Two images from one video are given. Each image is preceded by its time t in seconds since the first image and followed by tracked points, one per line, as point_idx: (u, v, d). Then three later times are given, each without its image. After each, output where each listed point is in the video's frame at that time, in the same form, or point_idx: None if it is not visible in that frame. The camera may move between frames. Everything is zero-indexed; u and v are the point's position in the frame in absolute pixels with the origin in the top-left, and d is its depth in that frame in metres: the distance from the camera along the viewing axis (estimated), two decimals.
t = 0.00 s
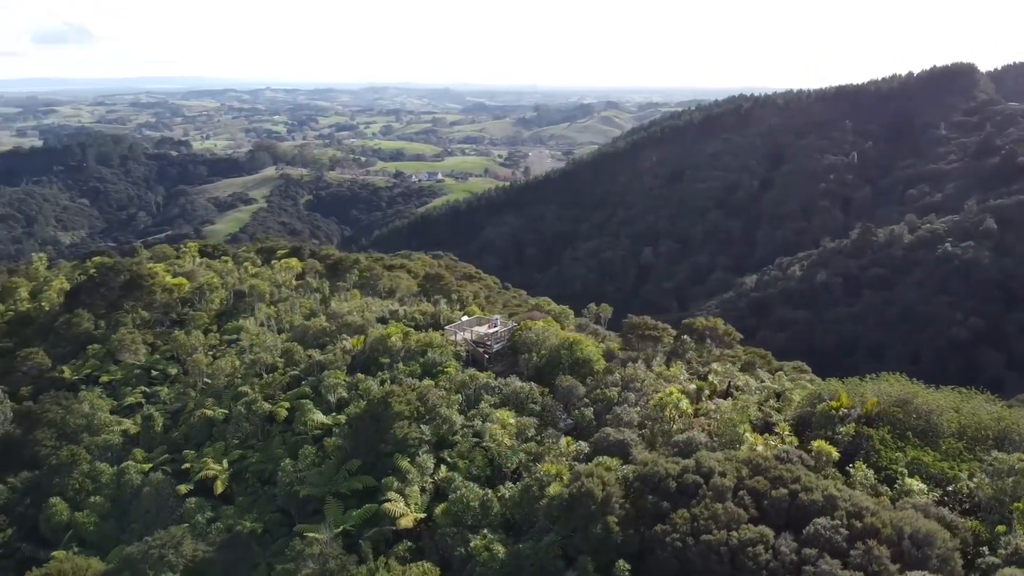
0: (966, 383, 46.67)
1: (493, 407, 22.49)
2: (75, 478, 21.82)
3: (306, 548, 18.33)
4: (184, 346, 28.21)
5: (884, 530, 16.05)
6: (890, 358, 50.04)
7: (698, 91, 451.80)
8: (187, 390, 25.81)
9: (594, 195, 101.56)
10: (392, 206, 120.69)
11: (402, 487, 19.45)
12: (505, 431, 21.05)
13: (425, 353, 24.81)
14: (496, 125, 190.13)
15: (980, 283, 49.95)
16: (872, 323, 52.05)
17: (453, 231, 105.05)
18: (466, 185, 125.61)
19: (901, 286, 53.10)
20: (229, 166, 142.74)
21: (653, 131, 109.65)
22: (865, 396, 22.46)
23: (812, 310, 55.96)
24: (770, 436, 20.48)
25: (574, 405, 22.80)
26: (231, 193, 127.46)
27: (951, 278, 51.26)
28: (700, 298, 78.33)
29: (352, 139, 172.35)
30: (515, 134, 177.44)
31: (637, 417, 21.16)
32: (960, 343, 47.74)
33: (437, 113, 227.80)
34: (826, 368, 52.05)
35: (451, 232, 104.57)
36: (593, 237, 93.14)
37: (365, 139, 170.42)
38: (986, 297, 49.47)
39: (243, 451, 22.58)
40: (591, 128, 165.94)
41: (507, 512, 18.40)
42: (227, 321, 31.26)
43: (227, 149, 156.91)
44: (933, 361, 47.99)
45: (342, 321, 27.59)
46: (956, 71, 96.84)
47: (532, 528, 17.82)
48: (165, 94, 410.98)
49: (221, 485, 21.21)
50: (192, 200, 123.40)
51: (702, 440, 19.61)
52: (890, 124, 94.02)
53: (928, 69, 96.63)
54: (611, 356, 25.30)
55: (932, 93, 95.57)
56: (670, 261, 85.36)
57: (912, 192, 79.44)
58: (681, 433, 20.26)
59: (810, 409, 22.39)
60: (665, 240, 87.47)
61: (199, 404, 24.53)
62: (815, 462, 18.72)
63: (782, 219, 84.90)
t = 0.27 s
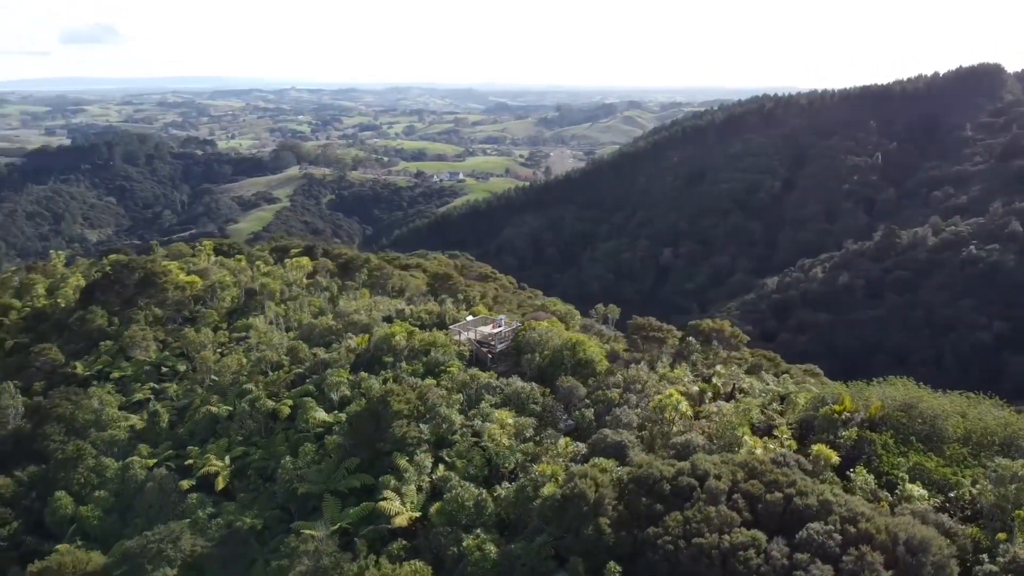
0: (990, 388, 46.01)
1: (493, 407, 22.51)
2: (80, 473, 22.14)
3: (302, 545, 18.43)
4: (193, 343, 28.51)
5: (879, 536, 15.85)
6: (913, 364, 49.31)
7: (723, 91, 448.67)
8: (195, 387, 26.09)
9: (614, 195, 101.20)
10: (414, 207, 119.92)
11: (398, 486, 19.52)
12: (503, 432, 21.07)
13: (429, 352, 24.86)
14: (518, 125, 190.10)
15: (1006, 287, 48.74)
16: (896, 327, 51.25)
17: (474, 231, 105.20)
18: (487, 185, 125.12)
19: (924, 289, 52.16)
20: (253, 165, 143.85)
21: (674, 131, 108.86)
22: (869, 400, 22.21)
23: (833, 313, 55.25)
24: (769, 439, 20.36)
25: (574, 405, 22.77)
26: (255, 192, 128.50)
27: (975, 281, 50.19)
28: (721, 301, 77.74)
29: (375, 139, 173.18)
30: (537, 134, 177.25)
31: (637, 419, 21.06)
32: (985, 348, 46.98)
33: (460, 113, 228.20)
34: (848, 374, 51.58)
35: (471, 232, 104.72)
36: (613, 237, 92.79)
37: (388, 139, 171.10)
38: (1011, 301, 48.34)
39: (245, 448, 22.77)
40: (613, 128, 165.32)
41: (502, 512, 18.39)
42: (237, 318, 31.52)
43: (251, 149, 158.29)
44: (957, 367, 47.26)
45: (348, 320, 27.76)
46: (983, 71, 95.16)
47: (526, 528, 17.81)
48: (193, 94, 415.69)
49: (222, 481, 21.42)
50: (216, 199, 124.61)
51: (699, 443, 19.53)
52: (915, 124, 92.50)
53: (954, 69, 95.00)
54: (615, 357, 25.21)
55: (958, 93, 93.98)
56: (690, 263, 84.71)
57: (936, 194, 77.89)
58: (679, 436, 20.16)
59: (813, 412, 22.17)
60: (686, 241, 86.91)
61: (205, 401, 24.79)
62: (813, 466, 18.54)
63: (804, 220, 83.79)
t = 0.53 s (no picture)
0: (1013, 392, 44.97)
1: (494, 407, 22.51)
2: (86, 467, 22.45)
3: (297, 542, 18.53)
4: (202, 340, 28.75)
5: (873, 541, 15.65)
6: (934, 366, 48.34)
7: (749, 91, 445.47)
8: (202, 383, 26.32)
9: (635, 195, 100.74)
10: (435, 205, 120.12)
11: (395, 484, 19.58)
12: (502, 431, 21.06)
13: (432, 351, 24.90)
14: (540, 125, 190.06)
15: None
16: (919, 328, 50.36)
17: (493, 230, 105.23)
18: (508, 185, 125.18)
19: (948, 292, 51.24)
20: (277, 164, 144.98)
21: (696, 132, 107.93)
22: (873, 404, 21.93)
23: (855, 315, 54.39)
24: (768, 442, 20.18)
25: (575, 406, 22.70)
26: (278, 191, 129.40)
27: (1000, 284, 49.20)
28: (742, 302, 76.89)
29: (398, 139, 173.91)
30: (559, 134, 177.04)
31: (636, 420, 20.95)
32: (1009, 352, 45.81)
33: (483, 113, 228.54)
34: (867, 377, 50.77)
35: (491, 232, 104.75)
36: (632, 237, 92.30)
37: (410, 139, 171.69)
38: None
39: (249, 445, 22.95)
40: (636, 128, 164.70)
41: (497, 512, 18.39)
42: (247, 316, 31.74)
43: (276, 148, 159.60)
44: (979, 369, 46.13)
45: (355, 318, 27.89)
46: (1011, 71, 93.38)
47: (520, 528, 17.78)
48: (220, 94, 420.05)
49: (224, 477, 21.61)
50: (240, 197, 125.73)
51: (697, 445, 19.42)
52: (941, 124, 90.74)
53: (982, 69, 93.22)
54: (619, 357, 25.09)
55: (986, 93, 92.20)
56: (711, 264, 83.95)
57: (961, 196, 76.35)
58: (677, 438, 20.04)
59: (816, 416, 21.92)
60: (707, 241, 86.15)
61: (210, 398, 25.00)
62: (811, 470, 18.35)
63: (827, 222, 82.51)
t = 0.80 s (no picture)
0: None
1: (494, 407, 22.53)
2: (92, 462, 22.78)
3: (294, 539, 18.65)
4: (211, 337, 29.01)
5: (867, 547, 15.46)
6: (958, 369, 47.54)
7: (775, 91, 441.96)
8: (209, 380, 26.55)
9: (655, 195, 100.11)
10: (456, 205, 120.23)
11: (392, 483, 19.66)
12: (500, 431, 21.06)
13: (435, 350, 24.93)
14: (562, 125, 189.90)
15: None
16: (943, 333, 49.57)
17: (513, 230, 105.13)
18: (529, 185, 125.16)
19: (973, 295, 50.30)
20: (300, 164, 145.98)
21: (718, 132, 106.96)
22: (877, 408, 21.65)
23: (877, 318, 53.61)
24: (768, 446, 20.01)
25: (576, 407, 22.65)
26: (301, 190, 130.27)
27: None
28: (762, 304, 75.78)
29: (421, 139, 174.49)
30: (581, 134, 176.74)
31: (636, 422, 20.87)
32: None
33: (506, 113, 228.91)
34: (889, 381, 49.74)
35: (511, 232, 104.75)
36: (653, 238, 91.64)
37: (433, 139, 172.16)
38: None
39: (252, 442, 23.12)
40: (659, 128, 163.95)
41: (492, 512, 18.40)
42: (257, 314, 31.96)
43: (300, 148, 160.87)
44: (1004, 373, 45.28)
45: (361, 317, 27.99)
46: None
47: (514, 529, 17.77)
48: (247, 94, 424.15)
49: (225, 473, 21.79)
50: (263, 197, 126.80)
51: (695, 447, 19.31)
52: (968, 125, 88.38)
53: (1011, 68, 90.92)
54: (623, 358, 25.00)
55: (1015, 92, 89.80)
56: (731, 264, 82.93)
57: (987, 198, 74.55)
58: (676, 440, 19.94)
59: (818, 419, 21.68)
60: (727, 242, 84.92)
61: (216, 395, 25.22)
62: (807, 475, 18.18)
63: (850, 224, 80.47)
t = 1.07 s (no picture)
0: None
1: (494, 407, 22.51)
2: (97, 457, 23.06)
3: (289, 536, 18.75)
4: (220, 335, 29.21)
5: (860, 553, 15.23)
6: (982, 375, 46.71)
7: (802, 92, 437.89)
8: (215, 377, 26.76)
9: (676, 196, 99.36)
10: (476, 204, 120.27)
11: (388, 482, 19.70)
12: (499, 431, 21.03)
13: (439, 350, 24.95)
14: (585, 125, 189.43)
15: None
16: (967, 338, 48.65)
17: (533, 230, 104.97)
18: (550, 185, 124.94)
19: (998, 299, 49.19)
20: (324, 164, 146.80)
21: (741, 132, 105.88)
22: (881, 412, 21.36)
23: (900, 321, 52.45)
24: (767, 449, 19.81)
25: (576, 408, 22.56)
26: (323, 190, 131.02)
27: None
28: (784, 306, 74.47)
29: (444, 139, 174.86)
30: (604, 134, 176.16)
31: (635, 424, 20.74)
32: None
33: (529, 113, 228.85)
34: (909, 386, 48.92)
35: (531, 232, 104.61)
36: (673, 239, 90.91)
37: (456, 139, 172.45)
38: None
39: (254, 438, 23.28)
40: (682, 128, 162.96)
41: (486, 512, 18.38)
42: (267, 312, 32.11)
43: (324, 147, 161.90)
44: None
45: (366, 316, 28.05)
46: None
47: (507, 529, 17.71)
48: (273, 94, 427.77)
49: (227, 469, 21.97)
50: (287, 196, 127.70)
51: (692, 449, 19.18)
52: (996, 125, 85.57)
53: None
54: (626, 359, 24.89)
55: None
56: (752, 265, 81.82)
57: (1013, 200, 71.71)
58: (673, 442, 19.80)
59: (821, 423, 21.44)
60: (749, 243, 83.80)
61: (221, 392, 25.42)
62: (804, 480, 17.97)
63: (874, 226, 78.52)
